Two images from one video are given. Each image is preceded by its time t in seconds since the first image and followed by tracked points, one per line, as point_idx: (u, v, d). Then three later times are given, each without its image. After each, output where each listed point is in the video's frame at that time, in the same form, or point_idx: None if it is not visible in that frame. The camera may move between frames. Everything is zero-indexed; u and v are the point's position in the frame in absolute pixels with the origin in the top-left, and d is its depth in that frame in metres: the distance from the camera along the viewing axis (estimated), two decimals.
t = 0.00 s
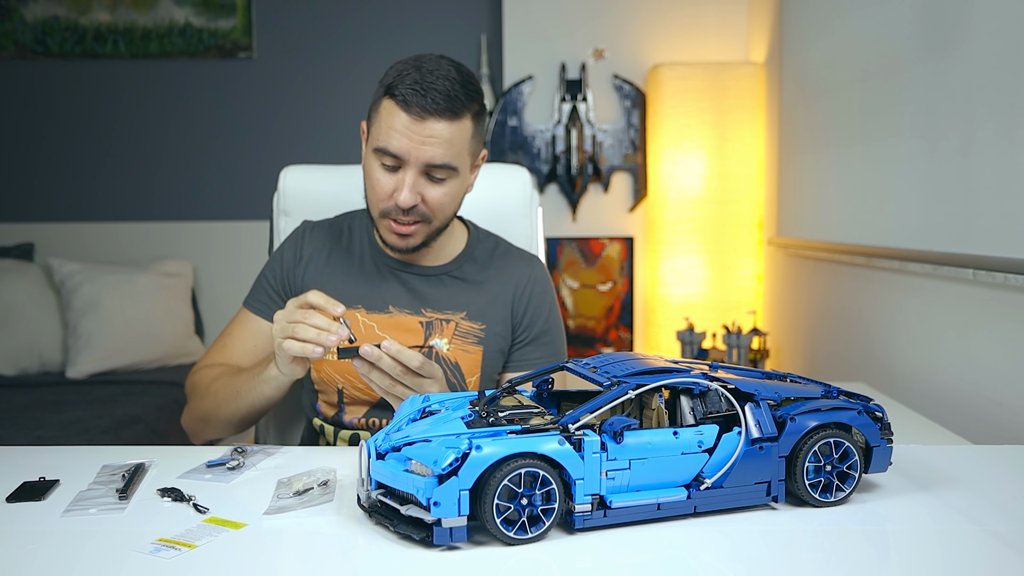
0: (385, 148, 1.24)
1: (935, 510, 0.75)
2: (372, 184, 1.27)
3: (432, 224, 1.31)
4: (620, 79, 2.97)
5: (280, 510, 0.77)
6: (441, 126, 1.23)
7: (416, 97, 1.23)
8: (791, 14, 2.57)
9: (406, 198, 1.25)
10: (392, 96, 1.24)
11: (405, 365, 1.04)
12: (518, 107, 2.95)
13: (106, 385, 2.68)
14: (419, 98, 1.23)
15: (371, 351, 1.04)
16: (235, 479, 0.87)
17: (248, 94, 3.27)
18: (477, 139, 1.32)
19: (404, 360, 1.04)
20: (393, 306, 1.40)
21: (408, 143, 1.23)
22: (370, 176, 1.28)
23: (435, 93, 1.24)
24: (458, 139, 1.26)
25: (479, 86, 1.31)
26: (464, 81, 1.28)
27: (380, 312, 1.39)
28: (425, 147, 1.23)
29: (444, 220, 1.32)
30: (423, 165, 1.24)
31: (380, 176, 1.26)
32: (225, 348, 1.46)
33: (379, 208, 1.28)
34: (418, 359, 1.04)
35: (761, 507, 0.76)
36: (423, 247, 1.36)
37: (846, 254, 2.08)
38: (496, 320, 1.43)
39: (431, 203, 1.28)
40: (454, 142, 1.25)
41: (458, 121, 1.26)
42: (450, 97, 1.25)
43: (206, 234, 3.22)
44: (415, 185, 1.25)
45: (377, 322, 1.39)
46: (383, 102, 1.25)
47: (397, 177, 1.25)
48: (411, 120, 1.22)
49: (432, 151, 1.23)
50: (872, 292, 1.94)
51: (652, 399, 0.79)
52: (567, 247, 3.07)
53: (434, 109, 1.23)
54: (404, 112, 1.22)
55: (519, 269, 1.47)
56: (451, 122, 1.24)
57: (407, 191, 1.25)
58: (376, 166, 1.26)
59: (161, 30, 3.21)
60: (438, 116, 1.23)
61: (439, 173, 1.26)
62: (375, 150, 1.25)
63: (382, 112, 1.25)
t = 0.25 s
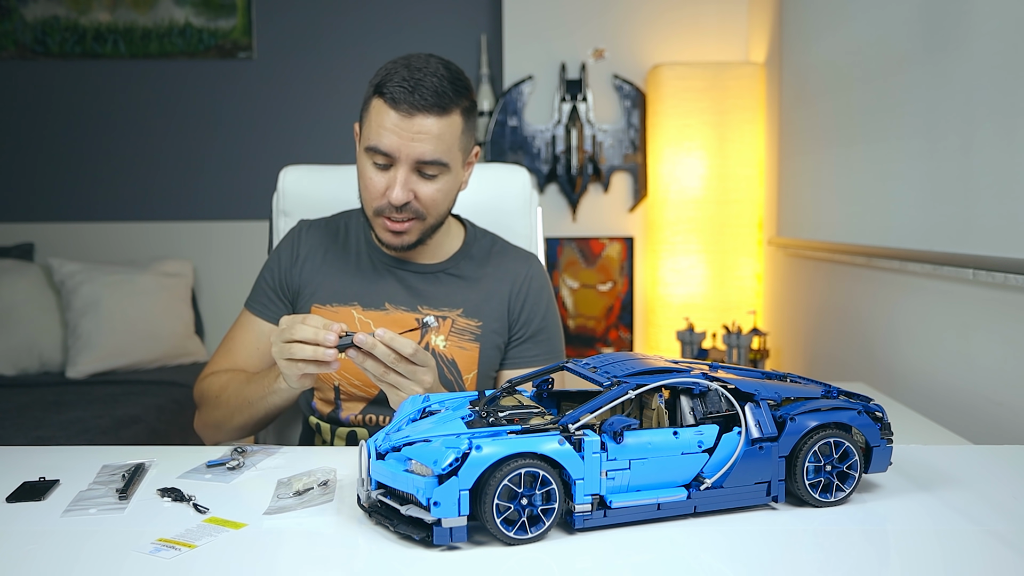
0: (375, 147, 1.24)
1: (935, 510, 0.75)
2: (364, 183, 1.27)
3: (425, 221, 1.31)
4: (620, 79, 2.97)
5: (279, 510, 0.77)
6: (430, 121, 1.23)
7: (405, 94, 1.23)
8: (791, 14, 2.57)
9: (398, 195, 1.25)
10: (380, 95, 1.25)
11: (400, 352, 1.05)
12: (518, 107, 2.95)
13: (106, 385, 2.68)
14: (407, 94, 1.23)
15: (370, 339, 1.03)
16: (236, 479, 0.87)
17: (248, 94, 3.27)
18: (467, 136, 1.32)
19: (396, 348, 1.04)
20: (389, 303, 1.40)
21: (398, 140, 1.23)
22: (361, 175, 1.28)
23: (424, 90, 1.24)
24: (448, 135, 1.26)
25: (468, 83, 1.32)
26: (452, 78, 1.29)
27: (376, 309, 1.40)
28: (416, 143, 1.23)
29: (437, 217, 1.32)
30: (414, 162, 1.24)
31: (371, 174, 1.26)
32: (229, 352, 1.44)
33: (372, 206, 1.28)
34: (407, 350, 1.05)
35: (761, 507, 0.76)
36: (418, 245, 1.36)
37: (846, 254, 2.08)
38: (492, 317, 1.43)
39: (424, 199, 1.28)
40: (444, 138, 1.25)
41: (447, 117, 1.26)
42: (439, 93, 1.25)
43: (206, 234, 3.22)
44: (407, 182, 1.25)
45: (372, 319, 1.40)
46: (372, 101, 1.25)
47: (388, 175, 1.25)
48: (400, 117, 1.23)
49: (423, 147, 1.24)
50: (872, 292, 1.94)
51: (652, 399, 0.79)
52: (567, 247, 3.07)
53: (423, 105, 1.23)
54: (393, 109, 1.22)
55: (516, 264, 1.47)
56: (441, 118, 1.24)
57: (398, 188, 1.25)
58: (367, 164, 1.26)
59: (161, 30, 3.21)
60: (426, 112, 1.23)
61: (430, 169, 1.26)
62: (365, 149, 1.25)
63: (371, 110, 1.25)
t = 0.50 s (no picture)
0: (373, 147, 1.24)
1: (935, 510, 0.75)
2: (363, 184, 1.27)
3: (426, 220, 1.31)
4: (620, 79, 2.97)
5: (280, 510, 0.77)
6: (427, 120, 1.23)
7: (401, 93, 1.23)
8: (791, 14, 2.57)
9: (398, 195, 1.25)
10: (375, 95, 1.24)
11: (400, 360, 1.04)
12: (518, 107, 2.95)
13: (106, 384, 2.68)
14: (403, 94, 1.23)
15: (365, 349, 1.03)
16: (236, 479, 0.87)
17: (248, 94, 3.27)
18: (464, 133, 1.32)
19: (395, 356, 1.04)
20: (388, 302, 1.40)
21: (396, 140, 1.23)
22: (360, 176, 1.28)
23: (420, 89, 1.24)
24: (446, 133, 1.26)
25: (463, 80, 1.32)
26: (447, 75, 1.29)
27: (374, 308, 1.40)
28: (413, 142, 1.23)
29: (437, 216, 1.32)
30: (412, 161, 1.24)
31: (370, 175, 1.26)
32: (226, 349, 1.46)
33: (372, 207, 1.28)
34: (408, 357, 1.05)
35: (761, 507, 0.76)
36: (418, 244, 1.36)
37: (846, 254, 2.08)
38: (490, 316, 1.43)
39: (423, 198, 1.28)
40: (442, 137, 1.25)
41: (444, 115, 1.26)
42: (435, 91, 1.25)
43: (206, 234, 3.22)
44: (406, 181, 1.25)
45: (371, 317, 1.40)
46: (368, 102, 1.25)
47: (387, 175, 1.25)
48: (396, 117, 1.22)
49: (421, 146, 1.23)
50: (872, 292, 1.94)
51: (652, 399, 0.79)
52: (567, 247, 3.07)
53: (419, 104, 1.23)
54: (390, 109, 1.22)
55: (515, 264, 1.47)
56: (437, 117, 1.24)
57: (398, 188, 1.25)
58: (366, 165, 1.26)
59: (161, 30, 3.21)
60: (423, 110, 1.23)
61: (429, 168, 1.26)
62: (363, 150, 1.25)
63: (367, 111, 1.25)
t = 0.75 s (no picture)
0: (374, 146, 1.24)
1: (935, 510, 0.75)
2: (363, 183, 1.27)
3: (426, 219, 1.31)
4: (620, 79, 2.97)
5: (279, 510, 0.77)
6: (427, 119, 1.23)
7: (401, 92, 1.23)
8: (791, 14, 2.57)
9: (399, 194, 1.25)
10: (376, 94, 1.24)
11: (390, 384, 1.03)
12: (518, 107, 2.95)
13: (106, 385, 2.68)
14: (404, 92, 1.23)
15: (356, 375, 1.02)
16: (235, 479, 0.87)
17: (248, 94, 3.27)
18: (464, 131, 1.32)
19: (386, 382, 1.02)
20: (387, 303, 1.40)
21: (396, 139, 1.22)
22: (361, 175, 1.27)
23: (420, 88, 1.24)
24: (446, 132, 1.26)
25: (463, 78, 1.32)
26: (447, 74, 1.28)
27: (374, 309, 1.39)
28: (414, 141, 1.23)
29: (438, 215, 1.32)
30: (413, 160, 1.24)
31: (371, 174, 1.26)
32: (217, 346, 1.45)
33: (373, 206, 1.28)
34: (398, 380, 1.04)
35: (761, 507, 0.76)
36: (418, 244, 1.36)
37: (846, 254, 2.08)
38: (491, 317, 1.43)
39: (424, 197, 1.28)
40: (442, 136, 1.25)
41: (444, 114, 1.25)
42: (435, 90, 1.25)
43: (206, 234, 3.22)
44: (406, 180, 1.25)
45: (370, 318, 1.39)
46: (368, 101, 1.25)
47: (388, 174, 1.25)
48: (397, 115, 1.22)
49: (421, 145, 1.23)
50: (872, 292, 1.94)
51: (652, 399, 0.79)
52: (567, 247, 3.07)
53: (419, 102, 1.23)
54: (390, 108, 1.22)
55: (518, 264, 1.47)
56: (438, 115, 1.24)
57: (399, 187, 1.25)
58: (366, 164, 1.25)
59: (161, 30, 3.21)
60: (423, 109, 1.23)
61: (430, 167, 1.26)
62: (364, 149, 1.24)
63: (367, 109, 1.24)
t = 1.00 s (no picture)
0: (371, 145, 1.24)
1: (935, 510, 0.75)
2: (361, 182, 1.27)
3: (425, 218, 1.30)
4: (620, 79, 2.97)
5: (279, 510, 0.77)
6: (425, 117, 1.23)
7: (399, 90, 1.23)
8: (791, 15, 2.57)
9: (396, 193, 1.25)
10: (374, 92, 1.24)
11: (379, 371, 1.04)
12: (518, 107, 2.95)
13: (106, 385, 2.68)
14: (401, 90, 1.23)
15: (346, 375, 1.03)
16: (235, 479, 0.87)
17: (248, 95, 3.27)
18: (462, 130, 1.32)
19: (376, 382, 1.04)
20: (387, 303, 1.40)
21: (393, 137, 1.22)
22: (359, 174, 1.27)
23: (417, 86, 1.24)
24: (444, 130, 1.26)
25: (462, 77, 1.31)
26: (445, 73, 1.29)
27: (374, 310, 1.39)
28: (411, 139, 1.23)
29: (437, 214, 1.31)
30: (410, 158, 1.24)
31: (369, 173, 1.26)
32: (214, 346, 1.44)
33: (371, 205, 1.28)
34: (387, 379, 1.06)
35: (761, 507, 0.76)
36: (417, 243, 1.36)
37: (846, 254, 2.08)
38: (492, 317, 1.43)
39: (422, 195, 1.27)
40: (440, 134, 1.25)
41: (442, 112, 1.25)
42: (433, 89, 1.25)
43: (206, 234, 3.22)
44: (404, 179, 1.25)
45: (371, 319, 1.39)
46: (366, 99, 1.25)
47: (385, 172, 1.25)
48: (394, 113, 1.22)
49: (418, 143, 1.23)
50: (872, 292, 1.94)
51: (652, 399, 0.79)
52: (567, 247, 3.07)
53: (417, 101, 1.23)
54: (388, 106, 1.22)
55: (517, 264, 1.47)
56: (435, 113, 1.24)
57: (396, 185, 1.25)
58: (364, 163, 1.25)
59: (161, 30, 3.21)
60: (420, 107, 1.23)
61: (427, 165, 1.25)
62: (362, 148, 1.24)
63: (365, 108, 1.25)
